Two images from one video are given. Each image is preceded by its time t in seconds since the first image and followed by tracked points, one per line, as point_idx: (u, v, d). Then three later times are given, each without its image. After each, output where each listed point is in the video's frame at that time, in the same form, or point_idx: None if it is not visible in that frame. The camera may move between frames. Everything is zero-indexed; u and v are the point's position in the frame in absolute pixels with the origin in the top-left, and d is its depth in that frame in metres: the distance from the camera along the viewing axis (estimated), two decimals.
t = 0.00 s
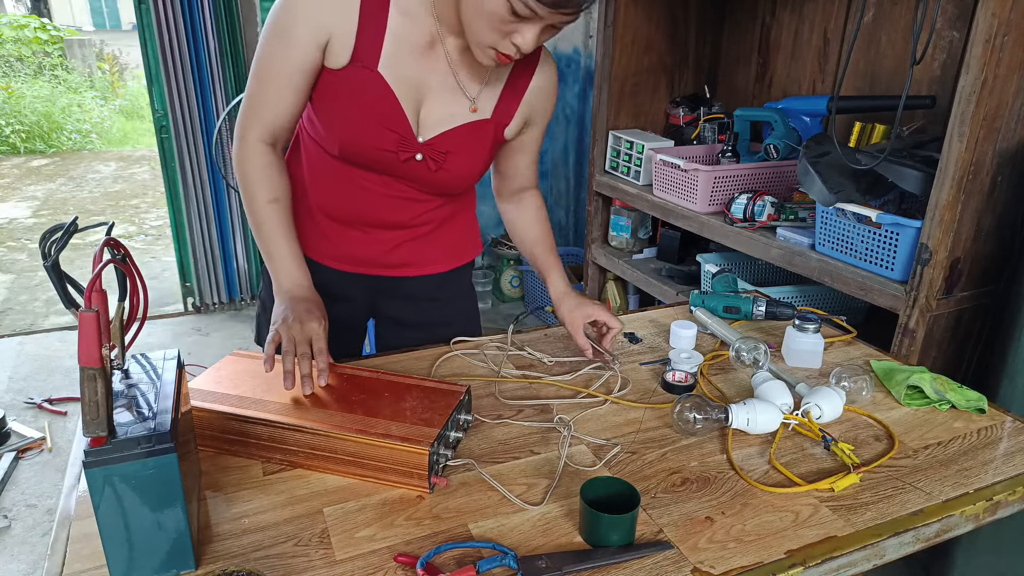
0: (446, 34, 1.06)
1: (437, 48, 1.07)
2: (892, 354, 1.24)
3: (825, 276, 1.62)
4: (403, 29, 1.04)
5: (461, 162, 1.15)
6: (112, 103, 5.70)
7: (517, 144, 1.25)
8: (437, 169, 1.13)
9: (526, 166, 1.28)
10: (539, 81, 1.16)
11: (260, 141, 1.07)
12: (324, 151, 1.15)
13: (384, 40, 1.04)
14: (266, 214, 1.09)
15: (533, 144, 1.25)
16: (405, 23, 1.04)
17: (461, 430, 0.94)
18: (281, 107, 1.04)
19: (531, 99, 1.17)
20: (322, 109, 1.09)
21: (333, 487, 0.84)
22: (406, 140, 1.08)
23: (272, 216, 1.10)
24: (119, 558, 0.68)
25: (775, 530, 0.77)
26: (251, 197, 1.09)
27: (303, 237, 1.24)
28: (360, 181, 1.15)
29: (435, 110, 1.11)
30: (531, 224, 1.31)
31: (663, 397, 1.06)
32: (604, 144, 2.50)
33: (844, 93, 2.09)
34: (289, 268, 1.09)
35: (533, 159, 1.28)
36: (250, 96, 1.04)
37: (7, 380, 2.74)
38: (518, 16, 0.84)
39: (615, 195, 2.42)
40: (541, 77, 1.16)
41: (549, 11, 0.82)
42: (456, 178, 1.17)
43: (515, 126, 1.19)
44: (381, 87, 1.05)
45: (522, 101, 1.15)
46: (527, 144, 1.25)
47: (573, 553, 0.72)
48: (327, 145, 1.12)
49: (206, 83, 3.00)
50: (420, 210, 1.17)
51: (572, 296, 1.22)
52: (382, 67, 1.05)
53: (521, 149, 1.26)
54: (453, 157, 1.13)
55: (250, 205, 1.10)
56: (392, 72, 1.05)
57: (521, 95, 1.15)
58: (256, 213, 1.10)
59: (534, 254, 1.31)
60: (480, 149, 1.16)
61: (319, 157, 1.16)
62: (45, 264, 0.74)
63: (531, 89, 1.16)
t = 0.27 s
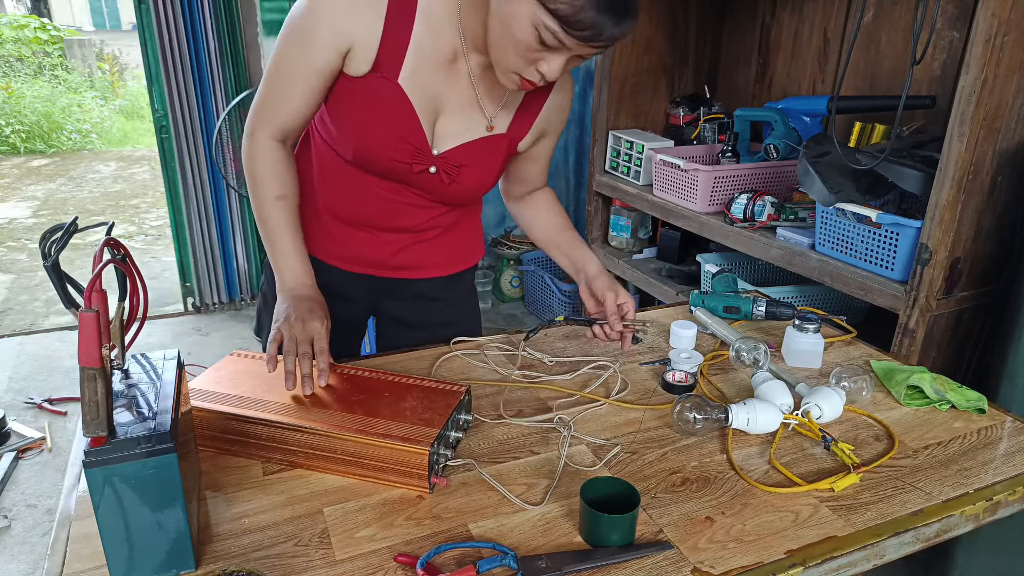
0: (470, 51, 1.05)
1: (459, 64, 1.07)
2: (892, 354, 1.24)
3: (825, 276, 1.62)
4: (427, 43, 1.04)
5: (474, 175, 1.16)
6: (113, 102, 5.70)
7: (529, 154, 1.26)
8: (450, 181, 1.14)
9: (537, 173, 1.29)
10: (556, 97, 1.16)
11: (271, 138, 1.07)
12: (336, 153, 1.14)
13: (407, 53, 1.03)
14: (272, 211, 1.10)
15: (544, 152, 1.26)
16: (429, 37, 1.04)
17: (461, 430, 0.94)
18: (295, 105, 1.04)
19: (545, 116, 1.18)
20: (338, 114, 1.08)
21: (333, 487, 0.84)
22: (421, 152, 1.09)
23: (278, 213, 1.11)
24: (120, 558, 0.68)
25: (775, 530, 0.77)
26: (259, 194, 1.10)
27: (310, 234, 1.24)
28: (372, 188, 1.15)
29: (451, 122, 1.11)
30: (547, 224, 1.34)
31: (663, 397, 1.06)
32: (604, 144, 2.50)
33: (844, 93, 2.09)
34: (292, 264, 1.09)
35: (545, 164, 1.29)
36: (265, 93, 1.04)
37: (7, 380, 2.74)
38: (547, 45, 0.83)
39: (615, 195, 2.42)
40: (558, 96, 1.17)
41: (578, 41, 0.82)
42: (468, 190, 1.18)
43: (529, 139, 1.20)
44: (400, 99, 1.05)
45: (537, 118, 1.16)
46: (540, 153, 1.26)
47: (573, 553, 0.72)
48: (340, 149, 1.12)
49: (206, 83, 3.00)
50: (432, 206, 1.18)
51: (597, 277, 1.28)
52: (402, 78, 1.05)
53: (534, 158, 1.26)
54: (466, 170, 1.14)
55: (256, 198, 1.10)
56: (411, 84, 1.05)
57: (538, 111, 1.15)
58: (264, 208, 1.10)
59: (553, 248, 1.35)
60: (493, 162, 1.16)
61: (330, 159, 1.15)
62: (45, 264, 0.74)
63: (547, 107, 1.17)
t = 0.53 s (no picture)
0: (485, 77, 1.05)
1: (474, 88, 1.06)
2: (892, 354, 1.24)
3: (825, 276, 1.62)
4: (445, 70, 1.02)
5: (481, 196, 1.17)
6: (112, 103, 5.67)
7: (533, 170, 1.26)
8: (457, 203, 1.15)
9: (539, 186, 1.30)
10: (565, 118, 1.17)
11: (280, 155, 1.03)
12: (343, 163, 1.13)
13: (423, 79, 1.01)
14: (292, 223, 1.05)
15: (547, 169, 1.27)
16: (447, 62, 1.01)
17: (461, 430, 0.94)
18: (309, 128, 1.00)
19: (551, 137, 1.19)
20: (349, 132, 1.06)
21: (333, 487, 0.84)
22: (431, 176, 1.09)
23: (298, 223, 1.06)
24: (120, 558, 0.68)
25: (775, 530, 0.77)
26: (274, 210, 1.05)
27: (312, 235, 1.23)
28: (378, 202, 1.15)
29: (462, 144, 1.11)
30: (543, 235, 1.35)
31: (663, 397, 1.06)
32: (604, 144, 2.49)
33: (844, 93, 2.09)
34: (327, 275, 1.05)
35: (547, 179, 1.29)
36: (273, 115, 0.98)
37: (7, 380, 2.74)
38: (569, 90, 0.84)
39: (615, 195, 2.42)
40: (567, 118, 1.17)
41: (601, 91, 0.82)
42: (475, 206, 1.18)
43: (535, 155, 1.21)
44: (413, 125, 1.03)
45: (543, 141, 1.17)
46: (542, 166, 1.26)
47: (573, 553, 0.72)
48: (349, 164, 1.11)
49: (206, 83, 3.00)
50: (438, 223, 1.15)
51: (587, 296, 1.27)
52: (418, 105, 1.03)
53: (536, 171, 1.27)
54: (475, 190, 1.14)
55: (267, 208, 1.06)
56: (427, 110, 1.04)
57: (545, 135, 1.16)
58: (279, 227, 1.06)
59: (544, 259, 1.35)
60: (501, 181, 1.17)
61: (337, 169, 1.14)
62: (45, 264, 0.74)
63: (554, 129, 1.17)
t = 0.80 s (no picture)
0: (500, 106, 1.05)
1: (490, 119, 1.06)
2: (893, 354, 1.24)
3: (825, 276, 1.62)
4: (467, 100, 1.01)
5: (489, 217, 1.18)
6: (113, 102, 5.71)
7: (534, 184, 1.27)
8: (468, 224, 1.16)
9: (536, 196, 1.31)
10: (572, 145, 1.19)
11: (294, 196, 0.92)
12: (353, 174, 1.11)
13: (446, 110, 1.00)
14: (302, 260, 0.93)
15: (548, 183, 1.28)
16: (468, 94, 1.01)
17: (461, 430, 0.94)
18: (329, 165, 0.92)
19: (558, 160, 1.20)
20: (364, 151, 1.03)
21: (333, 487, 0.84)
22: (444, 202, 1.10)
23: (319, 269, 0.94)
24: (120, 559, 0.68)
25: (776, 530, 0.77)
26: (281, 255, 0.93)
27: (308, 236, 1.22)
28: (387, 218, 1.16)
29: (473, 168, 1.11)
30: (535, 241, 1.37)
31: (663, 397, 1.06)
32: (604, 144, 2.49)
33: (844, 93, 2.09)
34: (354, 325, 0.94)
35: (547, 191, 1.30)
36: (288, 148, 0.88)
37: (7, 380, 2.74)
38: (582, 138, 0.86)
39: (615, 195, 2.42)
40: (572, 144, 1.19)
41: (614, 143, 0.86)
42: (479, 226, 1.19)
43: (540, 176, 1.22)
44: (433, 156, 1.02)
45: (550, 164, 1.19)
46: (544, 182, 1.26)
47: (573, 553, 0.72)
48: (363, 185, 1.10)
49: (206, 83, 3.00)
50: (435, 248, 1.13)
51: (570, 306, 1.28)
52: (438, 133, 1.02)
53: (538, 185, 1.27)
54: (480, 213, 1.15)
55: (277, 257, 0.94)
56: (445, 136, 1.03)
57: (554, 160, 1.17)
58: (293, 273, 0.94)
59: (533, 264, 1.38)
60: (506, 203, 1.18)
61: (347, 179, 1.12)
62: (45, 264, 0.74)
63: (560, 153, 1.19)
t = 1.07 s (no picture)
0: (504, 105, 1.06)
1: (494, 116, 1.06)
2: (893, 354, 1.24)
3: (825, 276, 1.62)
4: (472, 99, 1.01)
5: (492, 214, 1.18)
6: (112, 102, 5.69)
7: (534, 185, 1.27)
8: (471, 221, 1.16)
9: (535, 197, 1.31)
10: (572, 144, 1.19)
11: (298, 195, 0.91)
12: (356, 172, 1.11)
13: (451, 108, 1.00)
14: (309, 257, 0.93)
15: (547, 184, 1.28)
16: (473, 93, 1.01)
17: (461, 430, 0.94)
18: (332, 163, 0.91)
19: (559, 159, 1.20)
20: (369, 149, 1.03)
21: (332, 487, 0.84)
22: (448, 199, 1.09)
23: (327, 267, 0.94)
24: (120, 559, 0.68)
25: (775, 530, 0.77)
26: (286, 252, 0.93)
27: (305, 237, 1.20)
28: (390, 216, 1.15)
29: (476, 166, 1.11)
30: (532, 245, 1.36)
31: (663, 397, 1.06)
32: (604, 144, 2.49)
33: (844, 93, 2.09)
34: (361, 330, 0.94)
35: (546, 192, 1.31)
36: (295, 149, 0.88)
37: (7, 380, 2.74)
38: (590, 135, 0.86)
39: (615, 195, 2.42)
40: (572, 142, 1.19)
41: (620, 140, 0.86)
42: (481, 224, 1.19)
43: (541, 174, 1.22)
44: (438, 153, 1.02)
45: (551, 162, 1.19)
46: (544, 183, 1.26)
47: (573, 553, 0.72)
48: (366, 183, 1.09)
49: (206, 83, 3.00)
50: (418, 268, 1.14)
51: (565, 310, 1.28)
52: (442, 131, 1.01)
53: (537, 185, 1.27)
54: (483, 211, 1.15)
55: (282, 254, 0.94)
56: (449, 134, 1.03)
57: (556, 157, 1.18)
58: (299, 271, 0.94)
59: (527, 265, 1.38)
60: (508, 201, 1.18)
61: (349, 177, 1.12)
62: (45, 264, 0.74)
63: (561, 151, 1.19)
